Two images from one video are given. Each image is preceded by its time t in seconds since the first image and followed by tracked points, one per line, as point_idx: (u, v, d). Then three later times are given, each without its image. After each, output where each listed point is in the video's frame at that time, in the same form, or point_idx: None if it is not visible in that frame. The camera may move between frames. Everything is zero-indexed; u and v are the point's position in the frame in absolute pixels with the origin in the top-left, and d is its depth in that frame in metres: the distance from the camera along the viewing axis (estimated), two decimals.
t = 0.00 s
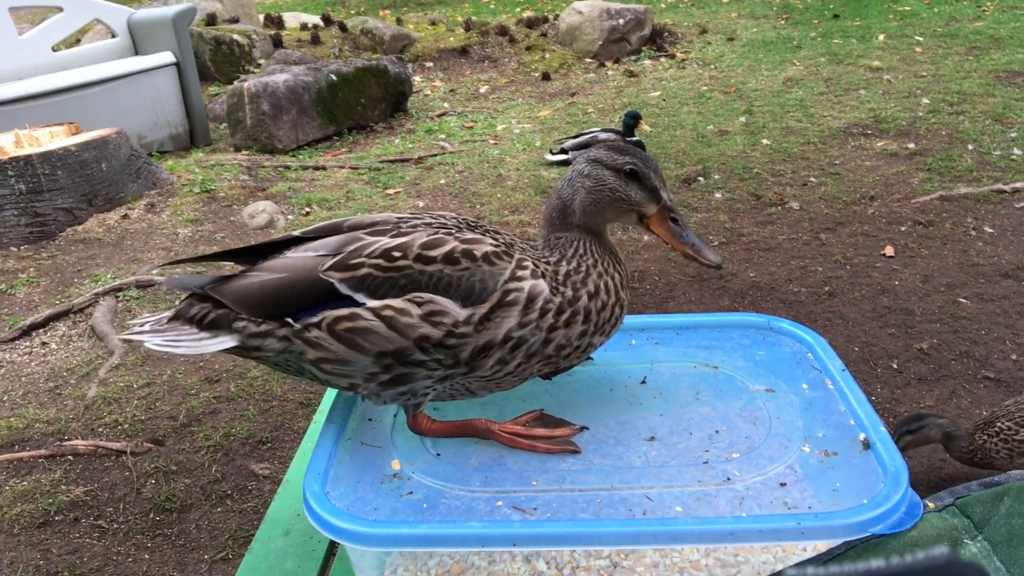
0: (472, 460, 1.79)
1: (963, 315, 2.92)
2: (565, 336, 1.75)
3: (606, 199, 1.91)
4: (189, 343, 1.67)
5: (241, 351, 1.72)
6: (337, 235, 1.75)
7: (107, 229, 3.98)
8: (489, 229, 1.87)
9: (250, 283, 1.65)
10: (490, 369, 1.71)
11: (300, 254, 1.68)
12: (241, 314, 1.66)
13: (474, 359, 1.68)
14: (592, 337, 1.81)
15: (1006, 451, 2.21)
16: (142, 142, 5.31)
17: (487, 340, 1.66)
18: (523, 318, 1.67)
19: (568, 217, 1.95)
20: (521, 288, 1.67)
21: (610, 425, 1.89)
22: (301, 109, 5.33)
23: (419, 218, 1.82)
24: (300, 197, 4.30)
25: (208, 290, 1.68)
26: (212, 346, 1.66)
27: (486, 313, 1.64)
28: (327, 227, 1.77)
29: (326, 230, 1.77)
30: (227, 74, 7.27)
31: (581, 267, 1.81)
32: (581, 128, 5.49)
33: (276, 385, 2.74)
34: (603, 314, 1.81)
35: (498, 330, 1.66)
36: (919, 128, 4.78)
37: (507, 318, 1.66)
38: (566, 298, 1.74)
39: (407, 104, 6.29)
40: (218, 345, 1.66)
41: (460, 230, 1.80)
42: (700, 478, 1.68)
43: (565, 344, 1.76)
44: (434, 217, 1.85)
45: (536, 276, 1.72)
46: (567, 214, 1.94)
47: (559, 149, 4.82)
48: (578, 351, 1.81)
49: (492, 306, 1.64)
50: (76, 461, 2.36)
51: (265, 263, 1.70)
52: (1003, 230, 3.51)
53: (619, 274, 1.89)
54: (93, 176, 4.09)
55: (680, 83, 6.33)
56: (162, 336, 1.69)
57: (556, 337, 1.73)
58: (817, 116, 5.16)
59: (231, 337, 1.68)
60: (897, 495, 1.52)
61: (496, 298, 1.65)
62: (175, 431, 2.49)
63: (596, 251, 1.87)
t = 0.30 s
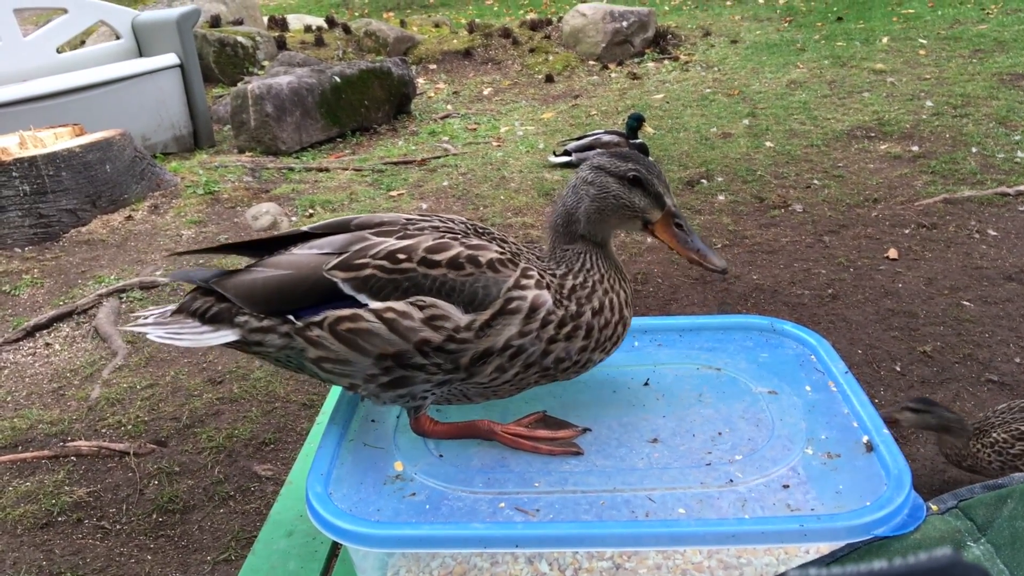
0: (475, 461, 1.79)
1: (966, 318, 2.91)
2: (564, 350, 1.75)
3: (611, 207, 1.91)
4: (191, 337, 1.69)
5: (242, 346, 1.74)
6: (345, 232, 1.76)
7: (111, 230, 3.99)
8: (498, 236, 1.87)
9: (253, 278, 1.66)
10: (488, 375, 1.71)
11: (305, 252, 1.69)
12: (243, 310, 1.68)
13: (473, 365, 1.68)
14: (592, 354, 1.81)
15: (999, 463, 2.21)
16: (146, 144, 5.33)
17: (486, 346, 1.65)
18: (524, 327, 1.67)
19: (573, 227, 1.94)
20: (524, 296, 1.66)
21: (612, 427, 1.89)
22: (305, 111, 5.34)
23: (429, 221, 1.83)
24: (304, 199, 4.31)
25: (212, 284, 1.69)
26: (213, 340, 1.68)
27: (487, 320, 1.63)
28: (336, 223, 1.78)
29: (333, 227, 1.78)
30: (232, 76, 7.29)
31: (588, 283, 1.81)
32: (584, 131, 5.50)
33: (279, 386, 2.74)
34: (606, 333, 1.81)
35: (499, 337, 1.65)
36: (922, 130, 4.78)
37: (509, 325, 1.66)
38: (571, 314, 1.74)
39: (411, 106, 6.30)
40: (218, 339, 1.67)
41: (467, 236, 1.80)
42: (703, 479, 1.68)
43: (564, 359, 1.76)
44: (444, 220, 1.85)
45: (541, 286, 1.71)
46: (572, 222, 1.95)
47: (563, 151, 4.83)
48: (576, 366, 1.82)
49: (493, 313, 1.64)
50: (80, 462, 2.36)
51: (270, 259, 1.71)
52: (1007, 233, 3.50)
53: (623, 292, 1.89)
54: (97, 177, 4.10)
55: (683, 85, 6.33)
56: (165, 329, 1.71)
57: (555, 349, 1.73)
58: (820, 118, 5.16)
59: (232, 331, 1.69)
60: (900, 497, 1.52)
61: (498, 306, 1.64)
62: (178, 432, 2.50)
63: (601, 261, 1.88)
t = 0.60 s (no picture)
0: (476, 460, 1.79)
1: (967, 318, 2.91)
2: (548, 364, 1.73)
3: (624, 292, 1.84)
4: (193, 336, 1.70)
5: (242, 345, 1.74)
6: (347, 228, 1.78)
7: (112, 230, 3.99)
8: (504, 241, 1.87)
9: (251, 276, 1.65)
10: (479, 376, 1.70)
11: (305, 249, 1.70)
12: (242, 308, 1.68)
13: (465, 365, 1.67)
14: (573, 380, 1.79)
15: (996, 465, 2.20)
16: (146, 143, 5.33)
17: (478, 345, 1.65)
18: (517, 329, 1.67)
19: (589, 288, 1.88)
20: (522, 300, 1.67)
21: (612, 425, 1.89)
22: (305, 110, 5.34)
23: (432, 220, 1.83)
24: (304, 198, 4.31)
25: (212, 282, 1.70)
26: (215, 338, 1.68)
27: (481, 320, 1.63)
28: (339, 220, 1.80)
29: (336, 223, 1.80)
30: (232, 75, 7.29)
31: (592, 312, 1.78)
32: (584, 130, 5.50)
33: (279, 385, 2.74)
34: (593, 365, 1.79)
35: (491, 336, 1.65)
36: (923, 129, 4.77)
37: (503, 326, 1.66)
38: (568, 335, 1.73)
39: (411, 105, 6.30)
40: (218, 338, 1.68)
41: (467, 237, 1.80)
42: (703, 478, 1.68)
43: (547, 378, 1.75)
44: (446, 220, 1.85)
45: (542, 295, 1.71)
46: (586, 272, 1.88)
47: (563, 150, 4.83)
48: (556, 386, 1.79)
49: (488, 313, 1.64)
50: (80, 461, 2.36)
51: (269, 256, 1.72)
52: (1007, 232, 3.50)
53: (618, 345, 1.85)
54: (98, 176, 4.10)
55: (684, 84, 6.33)
56: (167, 328, 1.72)
57: (541, 361, 1.72)
58: (821, 117, 5.16)
59: (231, 330, 1.70)
60: (900, 496, 1.52)
61: (494, 306, 1.65)
62: (178, 431, 2.50)
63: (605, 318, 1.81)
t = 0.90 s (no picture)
0: (481, 459, 1.79)
1: (973, 318, 2.90)
2: (541, 376, 1.70)
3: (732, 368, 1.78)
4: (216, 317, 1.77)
5: (259, 329, 1.80)
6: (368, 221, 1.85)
7: (118, 229, 4.00)
8: (523, 247, 1.86)
9: (268, 260, 1.71)
10: (476, 379, 1.69)
11: (323, 238, 1.76)
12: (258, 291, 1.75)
13: (462, 366, 1.66)
14: (564, 399, 1.75)
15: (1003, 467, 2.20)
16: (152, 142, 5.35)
17: (475, 347, 1.63)
18: (515, 336, 1.64)
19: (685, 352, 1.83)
20: (524, 307, 1.65)
21: (617, 425, 1.89)
22: (311, 109, 5.35)
23: (452, 219, 1.87)
24: (309, 197, 4.32)
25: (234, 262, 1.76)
26: (234, 320, 1.75)
27: (479, 323, 1.62)
28: (361, 212, 1.87)
29: (358, 215, 1.86)
30: (238, 74, 7.31)
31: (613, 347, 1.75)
32: (589, 130, 5.50)
33: (284, 383, 2.75)
34: (586, 395, 1.74)
35: (489, 340, 1.63)
36: (929, 130, 4.76)
37: (501, 331, 1.63)
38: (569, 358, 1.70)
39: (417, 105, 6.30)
40: (238, 319, 1.75)
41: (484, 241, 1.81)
42: (708, 478, 1.68)
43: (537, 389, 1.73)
44: (466, 220, 1.88)
45: (547, 305, 1.68)
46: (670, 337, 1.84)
47: (569, 150, 4.84)
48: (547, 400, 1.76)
49: (488, 316, 1.63)
50: (86, 459, 2.37)
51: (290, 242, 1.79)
52: (1014, 233, 3.48)
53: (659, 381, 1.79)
54: (104, 175, 4.11)
55: (690, 84, 6.32)
56: (191, 307, 1.80)
57: (534, 372, 1.69)
58: (827, 117, 5.14)
59: (250, 312, 1.76)
60: (906, 496, 1.51)
61: (494, 310, 1.63)
62: (184, 429, 2.51)
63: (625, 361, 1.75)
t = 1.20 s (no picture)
0: (479, 459, 1.79)
1: (972, 319, 2.90)
2: (553, 394, 1.70)
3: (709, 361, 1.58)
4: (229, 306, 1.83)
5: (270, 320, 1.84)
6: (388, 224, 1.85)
7: (117, 229, 4.00)
8: (539, 261, 1.85)
9: (287, 253, 1.73)
10: (481, 393, 1.69)
11: (343, 235, 1.77)
12: (272, 284, 1.78)
13: (469, 378, 1.66)
14: (573, 413, 1.75)
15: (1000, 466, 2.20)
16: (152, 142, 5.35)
17: (485, 361, 1.63)
18: (527, 355, 1.62)
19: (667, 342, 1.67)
20: (536, 325, 1.61)
21: (617, 424, 1.89)
22: (310, 109, 5.35)
23: (471, 229, 1.86)
24: (309, 197, 4.32)
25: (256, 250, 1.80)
26: (245, 311, 1.80)
27: (492, 337, 1.60)
28: (381, 214, 1.87)
29: (379, 217, 1.86)
30: (238, 75, 7.31)
31: (626, 362, 1.69)
32: (589, 130, 5.50)
33: (284, 383, 2.75)
34: (599, 409, 1.74)
35: (498, 356, 1.62)
36: (929, 130, 4.76)
37: (512, 349, 1.62)
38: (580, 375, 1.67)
39: (416, 105, 6.30)
40: (248, 310, 1.80)
41: (501, 254, 1.79)
42: (707, 478, 1.68)
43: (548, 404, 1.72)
44: (485, 231, 1.87)
45: (560, 322, 1.65)
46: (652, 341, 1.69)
47: (569, 150, 4.84)
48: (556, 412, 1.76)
49: (500, 332, 1.61)
50: (85, 459, 2.38)
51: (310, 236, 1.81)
52: (1013, 233, 3.49)
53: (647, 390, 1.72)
54: (103, 175, 4.11)
55: (689, 84, 6.33)
56: (206, 295, 1.86)
57: (546, 389, 1.69)
58: (826, 118, 5.15)
59: (261, 305, 1.80)
60: (904, 496, 1.51)
61: (507, 326, 1.61)
62: (183, 429, 2.51)
63: (636, 376, 1.70)
